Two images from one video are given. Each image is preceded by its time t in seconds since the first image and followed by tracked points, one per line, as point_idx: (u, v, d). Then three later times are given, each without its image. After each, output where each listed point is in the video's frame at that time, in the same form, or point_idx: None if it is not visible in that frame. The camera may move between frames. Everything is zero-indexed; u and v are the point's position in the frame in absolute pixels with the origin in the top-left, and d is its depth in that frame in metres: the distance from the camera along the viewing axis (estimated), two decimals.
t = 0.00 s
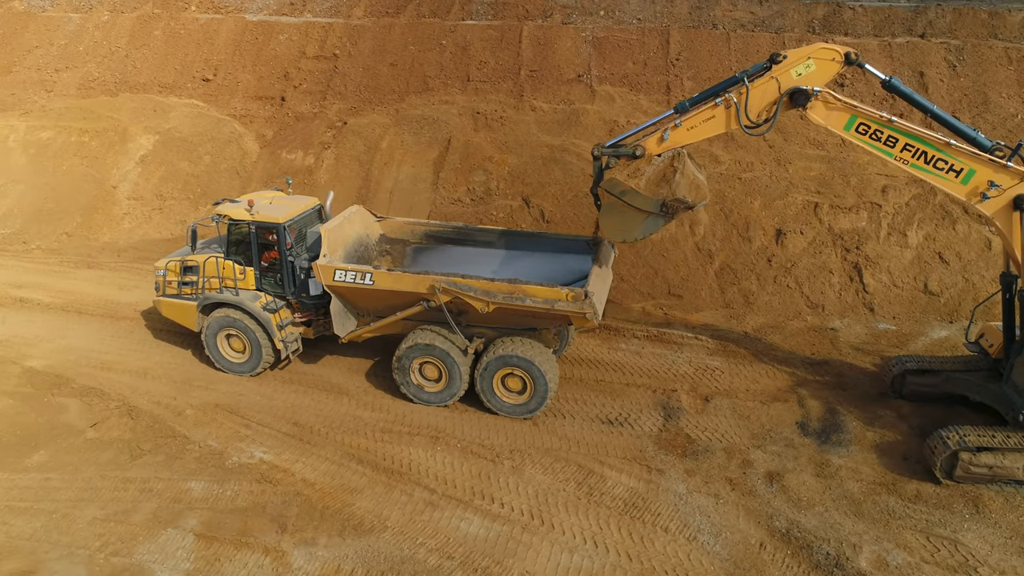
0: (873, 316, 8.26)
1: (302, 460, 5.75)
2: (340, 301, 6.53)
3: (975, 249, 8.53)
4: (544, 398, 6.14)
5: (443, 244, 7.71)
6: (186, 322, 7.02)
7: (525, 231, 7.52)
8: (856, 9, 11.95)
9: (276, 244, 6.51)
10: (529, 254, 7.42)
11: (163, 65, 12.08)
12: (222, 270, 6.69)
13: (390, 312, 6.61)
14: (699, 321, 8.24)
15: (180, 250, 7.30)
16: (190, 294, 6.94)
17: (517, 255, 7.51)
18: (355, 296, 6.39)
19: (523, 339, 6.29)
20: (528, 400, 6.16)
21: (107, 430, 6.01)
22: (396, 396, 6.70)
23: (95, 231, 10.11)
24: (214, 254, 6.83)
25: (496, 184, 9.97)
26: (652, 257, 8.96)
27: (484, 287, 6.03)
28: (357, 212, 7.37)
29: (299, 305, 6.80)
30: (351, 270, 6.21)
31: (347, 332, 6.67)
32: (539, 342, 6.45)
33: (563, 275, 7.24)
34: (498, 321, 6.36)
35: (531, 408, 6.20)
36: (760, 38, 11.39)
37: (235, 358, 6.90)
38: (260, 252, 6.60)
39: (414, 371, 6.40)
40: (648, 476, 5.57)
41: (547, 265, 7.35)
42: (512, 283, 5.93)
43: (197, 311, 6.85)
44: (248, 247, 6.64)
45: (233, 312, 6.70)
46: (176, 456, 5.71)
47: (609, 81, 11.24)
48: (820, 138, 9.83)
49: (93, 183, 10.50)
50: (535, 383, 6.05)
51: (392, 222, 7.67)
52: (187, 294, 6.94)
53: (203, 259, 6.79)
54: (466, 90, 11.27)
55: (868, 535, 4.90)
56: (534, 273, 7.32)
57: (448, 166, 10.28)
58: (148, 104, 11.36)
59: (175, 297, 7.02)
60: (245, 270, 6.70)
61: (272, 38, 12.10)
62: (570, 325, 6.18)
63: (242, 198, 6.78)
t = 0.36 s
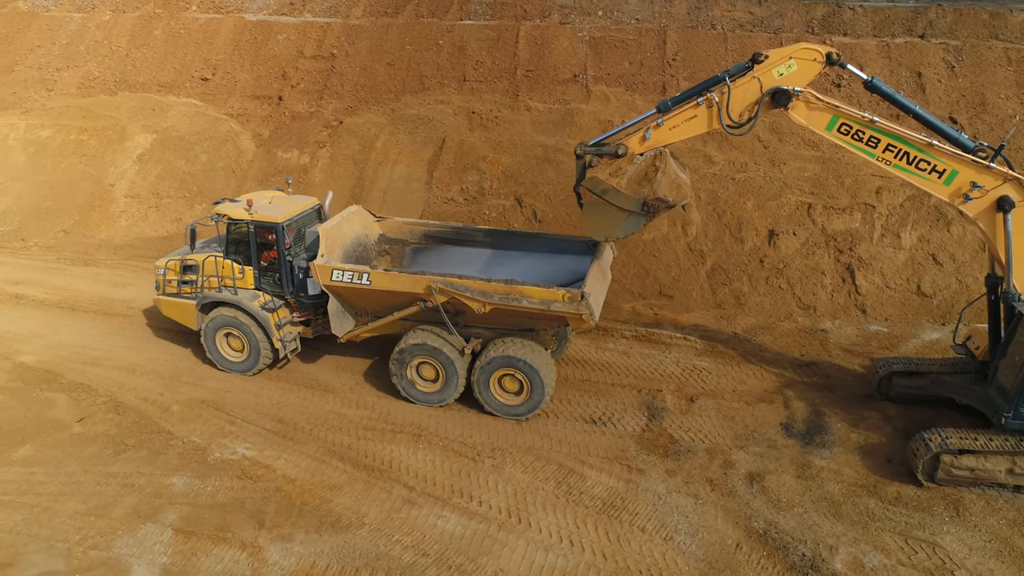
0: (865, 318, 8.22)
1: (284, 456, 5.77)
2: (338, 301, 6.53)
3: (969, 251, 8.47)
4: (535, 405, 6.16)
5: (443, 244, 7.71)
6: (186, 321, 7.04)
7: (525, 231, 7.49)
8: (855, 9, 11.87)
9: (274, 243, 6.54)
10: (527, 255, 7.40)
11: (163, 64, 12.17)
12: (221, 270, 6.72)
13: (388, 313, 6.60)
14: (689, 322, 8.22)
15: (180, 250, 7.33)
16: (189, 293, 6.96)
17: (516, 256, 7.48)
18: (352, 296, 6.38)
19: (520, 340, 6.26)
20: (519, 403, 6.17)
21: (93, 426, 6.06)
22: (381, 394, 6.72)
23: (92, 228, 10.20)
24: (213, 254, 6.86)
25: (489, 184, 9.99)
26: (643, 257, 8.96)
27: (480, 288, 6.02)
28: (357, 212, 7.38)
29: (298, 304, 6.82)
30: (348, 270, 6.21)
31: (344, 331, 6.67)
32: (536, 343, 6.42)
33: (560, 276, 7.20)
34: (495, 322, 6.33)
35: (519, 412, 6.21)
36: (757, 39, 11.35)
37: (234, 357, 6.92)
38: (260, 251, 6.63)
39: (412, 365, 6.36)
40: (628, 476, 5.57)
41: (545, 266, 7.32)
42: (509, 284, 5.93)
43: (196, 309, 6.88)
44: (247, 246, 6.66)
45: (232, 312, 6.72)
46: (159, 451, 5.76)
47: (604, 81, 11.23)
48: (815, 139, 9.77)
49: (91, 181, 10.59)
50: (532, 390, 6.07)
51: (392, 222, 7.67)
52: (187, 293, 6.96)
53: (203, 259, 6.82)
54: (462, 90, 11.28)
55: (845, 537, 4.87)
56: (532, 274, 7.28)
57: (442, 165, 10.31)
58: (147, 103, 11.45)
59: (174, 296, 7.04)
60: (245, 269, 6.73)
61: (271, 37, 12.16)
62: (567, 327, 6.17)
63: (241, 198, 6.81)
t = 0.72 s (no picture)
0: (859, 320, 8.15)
1: (269, 452, 5.81)
2: (337, 301, 6.52)
3: (967, 255, 8.38)
4: (526, 411, 6.16)
5: (445, 245, 7.73)
6: (188, 320, 7.10)
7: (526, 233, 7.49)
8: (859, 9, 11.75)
9: (275, 242, 6.58)
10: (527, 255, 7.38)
11: (167, 63, 12.29)
12: (222, 268, 6.78)
13: (387, 312, 6.57)
14: (681, 323, 8.19)
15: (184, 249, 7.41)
16: (191, 291, 7.02)
17: (516, 258, 7.47)
18: (351, 295, 6.36)
19: (518, 341, 6.23)
20: (511, 405, 6.16)
21: (84, 420, 6.14)
22: (368, 391, 6.76)
23: (93, 225, 10.33)
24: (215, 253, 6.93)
25: (486, 184, 10.02)
26: (638, 258, 8.93)
27: (478, 288, 5.98)
28: (358, 212, 7.39)
29: (298, 303, 6.83)
30: (347, 269, 6.20)
31: (344, 331, 6.66)
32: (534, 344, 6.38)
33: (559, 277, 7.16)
34: (493, 323, 6.28)
35: (508, 414, 6.20)
36: (758, 40, 11.28)
37: (234, 355, 6.95)
38: (261, 250, 6.67)
39: (413, 361, 6.31)
40: (611, 476, 5.56)
41: (545, 268, 7.30)
42: (507, 284, 5.89)
43: (198, 308, 6.94)
44: (248, 245, 6.71)
45: (233, 310, 6.76)
46: (146, 445, 5.82)
47: (604, 81, 11.20)
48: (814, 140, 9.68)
49: (93, 178, 10.73)
50: (528, 398, 6.07)
51: (393, 222, 7.68)
52: (189, 291, 7.02)
53: (205, 257, 6.88)
54: (461, 90, 11.31)
55: (825, 540, 4.84)
56: (531, 275, 7.26)
57: (439, 165, 10.35)
58: (150, 102, 11.58)
59: (177, 294, 7.11)
60: (246, 268, 6.77)
61: (273, 37, 12.25)
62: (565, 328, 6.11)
63: (243, 197, 6.87)
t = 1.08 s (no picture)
0: (861, 324, 8.07)
1: (260, 446, 5.88)
2: (342, 298, 6.56)
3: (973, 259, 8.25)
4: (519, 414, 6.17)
5: (450, 245, 7.68)
6: (196, 316, 7.20)
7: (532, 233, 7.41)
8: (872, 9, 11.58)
9: (281, 241, 6.59)
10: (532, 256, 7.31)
11: (180, 62, 12.48)
12: (230, 266, 6.82)
13: (391, 311, 6.60)
14: (680, 324, 8.15)
15: (192, 245, 7.46)
16: (199, 288, 7.10)
17: (521, 258, 7.40)
18: (355, 293, 6.40)
19: (520, 341, 6.21)
20: (507, 405, 6.16)
21: (82, 410, 6.26)
22: (362, 387, 6.81)
23: (103, 221, 10.53)
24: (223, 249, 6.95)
25: (489, 183, 10.05)
26: (638, 258, 8.89)
27: (480, 287, 5.98)
28: (364, 210, 7.41)
29: (303, 301, 6.86)
30: (351, 268, 6.23)
31: (348, 328, 6.70)
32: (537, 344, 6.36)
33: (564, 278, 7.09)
34: (496, 323, 6.28)
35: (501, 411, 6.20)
36: (767, 40, 11.18)
37: (241, 351, 7.03)
38: (268, 248, 6.68)
39: (420, 354, 6.28)
40: (598, 475, 5.55)
41: (550, 269, 7.23)
42: (509, 284, 5.88)
43: (206, 304, 7.01)
44: (255, 243, 6.72)
45: (240, 307, 6.84)
46: (141, 437, 5.92)
47: (610, 81, 11.15)
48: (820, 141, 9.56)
49: (105, 174, 10.93)
50: (526, 404, 6.08)
51: (399, 222, 7.66)
52: (197, 288, 7.10)
53: (212, 254, 6.92)
54: (468, 90, 11.34)
55: (810, 544, 4.80)
56: (536, 275, 7.20)
57: (443, 164, 10.41)
58: (162, 100, 11.77)
59: (185, 290, 7.20)
60: (253, 266, 6.80)
61: (284, 36, 12.38)
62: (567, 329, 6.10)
63: (251, 195, 6.87)
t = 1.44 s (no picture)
0: (855, 325, 8.03)
1: (246, 439, 5.93)
2: (340, 296, 6.60)
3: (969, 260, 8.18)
4: (507, 413, 6.19)
5: (449, 243, 7.67)
6: (197, 312, 7.26)
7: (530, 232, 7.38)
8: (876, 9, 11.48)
9: (280, 238, 6.64)
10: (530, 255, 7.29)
11: (184, 61, 12.61)
12: (229, 263, 6.86)
13: (389, 309, 6.63)
14: (672, 324, 8.14)
15: (193, 243, 7.51)
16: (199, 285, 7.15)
17: (520, 257, 7.38)
18: (353, 291, 6.43)
19: (517, 339, 6.19)
20: (497, 403, 6.18)
21: (74, 402, 6.35)
22: (351, 382, 6.86)
23: (105, 217, 10.67)
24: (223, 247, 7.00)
25: (485, 181, 10.08)
26: (632, 257, 8.88)
27: (474, 286, 5.97)
28: (363, 210, 7.46)
29: (302, 299, 6.89)
30: (348, 265, 6.27)
31: (346, 326, 6.74)
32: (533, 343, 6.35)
33: (561, 278, 7.07)
34: (492, 322, 6.28)
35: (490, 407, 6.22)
36: (768, 40, 11.11)
37: (240, 348, 7.08)
38: (267, 246, 6.73)
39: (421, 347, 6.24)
40: (578, 472, 5.56)
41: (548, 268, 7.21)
42: (504, 283, 5.86)
43: (206, 301, 7.06)
44: (254, 240, 6.77)
45: (239, 304, 6.89)
46: (129, 429, 6.00)
47: (609, 80, 11.12)
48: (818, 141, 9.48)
49: (107, 171, 11.07)
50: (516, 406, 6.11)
51: (398, 221, 7.65)
52: (197, 285, 7.15)
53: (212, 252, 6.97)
54: (467, 89, 11.37)
55: (786, 543, 4.78)
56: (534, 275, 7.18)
57: (440, 162, 10.46)
58: (165, 98, 11.91)
59: (186, 287, 7.25)
60: (252, 263, 6.84)
61: (287, 36, 12.48)
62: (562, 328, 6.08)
63: (251, 193, 6.92)
